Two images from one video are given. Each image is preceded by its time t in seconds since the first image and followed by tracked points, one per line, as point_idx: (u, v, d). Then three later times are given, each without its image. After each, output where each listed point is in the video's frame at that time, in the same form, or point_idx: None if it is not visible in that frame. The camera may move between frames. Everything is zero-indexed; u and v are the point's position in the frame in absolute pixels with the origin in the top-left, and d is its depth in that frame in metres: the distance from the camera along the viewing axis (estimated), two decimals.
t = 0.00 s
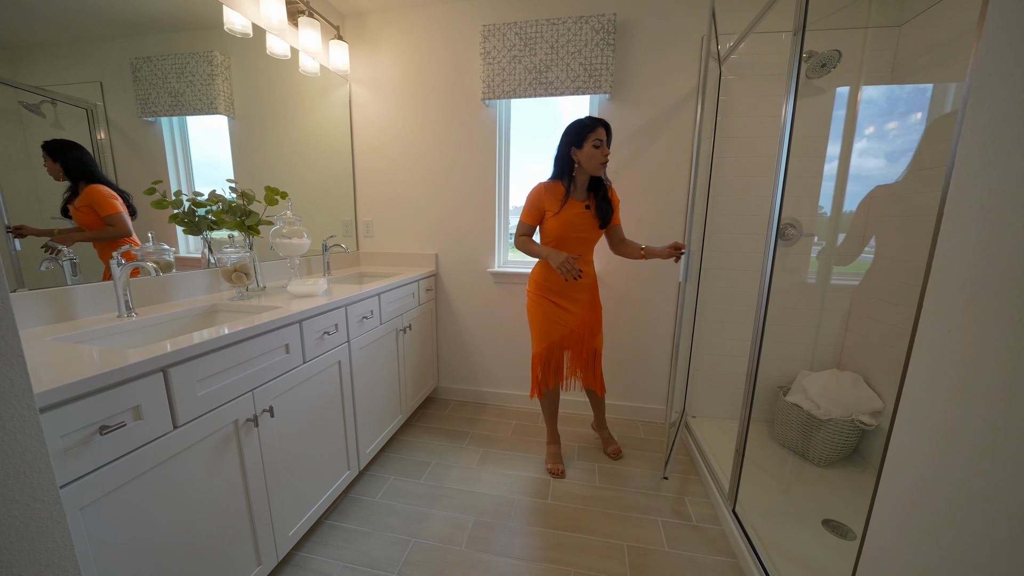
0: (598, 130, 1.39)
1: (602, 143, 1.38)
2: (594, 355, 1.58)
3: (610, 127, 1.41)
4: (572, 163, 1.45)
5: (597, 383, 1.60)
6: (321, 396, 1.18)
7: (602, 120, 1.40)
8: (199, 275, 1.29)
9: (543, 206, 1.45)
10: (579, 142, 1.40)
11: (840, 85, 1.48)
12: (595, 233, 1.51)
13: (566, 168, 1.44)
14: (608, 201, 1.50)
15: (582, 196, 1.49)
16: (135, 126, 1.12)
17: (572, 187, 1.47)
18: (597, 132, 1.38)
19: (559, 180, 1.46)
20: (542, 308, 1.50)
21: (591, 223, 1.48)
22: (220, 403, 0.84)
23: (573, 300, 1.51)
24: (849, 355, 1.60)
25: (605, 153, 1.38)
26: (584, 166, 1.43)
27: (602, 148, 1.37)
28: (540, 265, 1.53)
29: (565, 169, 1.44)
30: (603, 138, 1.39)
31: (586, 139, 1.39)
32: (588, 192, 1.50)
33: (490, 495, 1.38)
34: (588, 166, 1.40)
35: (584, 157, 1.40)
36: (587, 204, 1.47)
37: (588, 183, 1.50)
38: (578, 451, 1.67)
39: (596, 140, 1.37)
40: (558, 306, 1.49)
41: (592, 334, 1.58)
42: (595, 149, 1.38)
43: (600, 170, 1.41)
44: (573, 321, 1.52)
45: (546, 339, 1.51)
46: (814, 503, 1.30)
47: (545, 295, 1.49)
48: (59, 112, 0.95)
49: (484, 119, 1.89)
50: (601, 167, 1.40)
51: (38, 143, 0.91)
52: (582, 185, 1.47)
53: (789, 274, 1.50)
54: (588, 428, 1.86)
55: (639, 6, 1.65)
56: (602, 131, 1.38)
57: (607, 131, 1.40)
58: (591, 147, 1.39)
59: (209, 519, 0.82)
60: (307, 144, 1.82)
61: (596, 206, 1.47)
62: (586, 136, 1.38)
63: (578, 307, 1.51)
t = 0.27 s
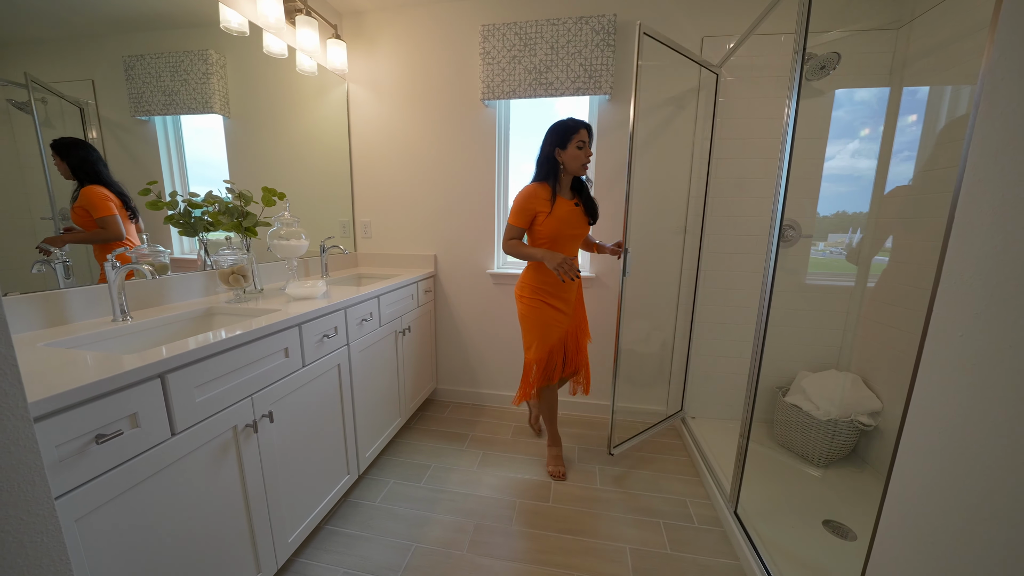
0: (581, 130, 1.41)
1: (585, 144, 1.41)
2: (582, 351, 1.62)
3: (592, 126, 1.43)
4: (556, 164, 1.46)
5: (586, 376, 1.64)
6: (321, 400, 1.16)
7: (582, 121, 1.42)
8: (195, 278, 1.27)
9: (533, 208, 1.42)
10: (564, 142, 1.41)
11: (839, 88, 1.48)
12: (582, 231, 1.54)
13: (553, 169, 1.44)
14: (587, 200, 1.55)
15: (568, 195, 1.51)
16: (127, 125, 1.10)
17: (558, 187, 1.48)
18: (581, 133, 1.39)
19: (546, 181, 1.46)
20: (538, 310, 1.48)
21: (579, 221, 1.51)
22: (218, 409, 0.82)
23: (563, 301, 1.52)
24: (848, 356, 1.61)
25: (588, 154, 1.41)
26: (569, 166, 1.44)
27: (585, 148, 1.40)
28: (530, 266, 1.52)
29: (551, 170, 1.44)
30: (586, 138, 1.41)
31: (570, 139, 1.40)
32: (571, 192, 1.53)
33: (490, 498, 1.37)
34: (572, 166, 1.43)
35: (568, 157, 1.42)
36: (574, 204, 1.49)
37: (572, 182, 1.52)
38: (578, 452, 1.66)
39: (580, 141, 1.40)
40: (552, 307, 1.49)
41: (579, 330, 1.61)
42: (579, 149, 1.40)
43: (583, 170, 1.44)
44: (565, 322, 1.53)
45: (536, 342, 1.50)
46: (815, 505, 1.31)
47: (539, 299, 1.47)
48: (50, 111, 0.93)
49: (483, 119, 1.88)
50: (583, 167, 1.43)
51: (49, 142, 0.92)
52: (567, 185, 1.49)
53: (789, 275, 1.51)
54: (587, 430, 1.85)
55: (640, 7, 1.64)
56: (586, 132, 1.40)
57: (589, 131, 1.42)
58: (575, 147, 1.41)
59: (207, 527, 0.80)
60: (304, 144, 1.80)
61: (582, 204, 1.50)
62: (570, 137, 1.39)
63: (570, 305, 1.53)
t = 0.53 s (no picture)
0: (563, 138, 1.44)
1: (567, 151, 1.45)
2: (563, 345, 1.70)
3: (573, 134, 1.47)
4: (540, 168, 1.48)
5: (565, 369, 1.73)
6: (321, 404, 1.15)
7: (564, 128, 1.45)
8: (191, 279, 1.24)
9: (525, 211, 1.42)
10: (548, 148, 1.43)
11: (837, 88, 1.50)
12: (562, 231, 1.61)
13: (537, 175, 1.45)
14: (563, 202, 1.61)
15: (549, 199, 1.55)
16: (117, 123, 1.06)
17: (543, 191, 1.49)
18: (564, 140, 1.43)
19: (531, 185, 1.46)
20: (528, 312, 1.51)
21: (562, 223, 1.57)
22: (217, 415, 0.80)
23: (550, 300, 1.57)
24: (847, 355, 1.62)
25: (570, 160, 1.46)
26: (551, 171, 1.48)
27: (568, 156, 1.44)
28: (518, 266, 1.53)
29: (536, 175, 1.46)
30: (567, 146, 1.45)
31: (553, 146, 1.43)
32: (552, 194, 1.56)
33: (492, 502, 1.36)
34: (555, 172, 1.46)
35: (552, 163, 1.45)
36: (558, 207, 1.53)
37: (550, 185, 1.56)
38: (579, 453, 1.65)
39: (563, 149, 1.44)
40: (542, 308, 1.52)
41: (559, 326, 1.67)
42: (561, 156, 1.44)
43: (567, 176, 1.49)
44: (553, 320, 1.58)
45: (526, 342, 1.54)
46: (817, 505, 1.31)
47: (534, 300, 1.50)
48: (36, 108, 0.89)
49: (482, 119, 1.86)
50: (566, 173, 1.47)
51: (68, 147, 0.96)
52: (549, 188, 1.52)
53: (788, 276, 1.51)
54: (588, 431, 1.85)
55: (639, 6, 1.64)
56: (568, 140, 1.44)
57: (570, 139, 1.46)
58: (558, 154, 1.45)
59: (206, 537, 0.78)
60: (300, 144, 1.77)
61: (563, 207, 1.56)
62: (554, 145, 1.41)
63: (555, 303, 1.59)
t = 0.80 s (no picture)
0: (542, 140, 1.45)
1: (545, 153, 1.46)
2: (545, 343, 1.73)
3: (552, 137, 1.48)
4: (519, 171, 1.48)
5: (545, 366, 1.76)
6: (318, 408, 1.13)
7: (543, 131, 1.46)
8: (183, 281, 1.22)
9: (510, 212, 1.42)
10: (526, 150, 1.44)
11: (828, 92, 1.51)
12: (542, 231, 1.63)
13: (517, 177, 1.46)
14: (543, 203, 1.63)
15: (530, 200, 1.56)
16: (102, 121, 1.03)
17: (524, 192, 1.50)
18: (542, 143, 1.44)
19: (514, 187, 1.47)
20: (513, 310, 1.52)
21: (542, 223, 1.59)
22: (213, 421, 0.78)
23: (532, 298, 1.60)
24: (841, 354, 1.64)
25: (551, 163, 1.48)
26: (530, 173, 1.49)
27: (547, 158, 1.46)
28: (502, 266, 1.53)
29: (517, 177, 1.46)
30: (547, 148, 1.46)
31: (532, 148, 1.44)
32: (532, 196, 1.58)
33: (491, 505, 1.35)
34: (534, 174, 1.47)
35: (531, 165, 1.46)
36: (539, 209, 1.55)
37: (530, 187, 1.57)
38: (578, 454, 1.65)
39: (541, 150, 1.45)
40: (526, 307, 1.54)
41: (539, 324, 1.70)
42: (540, 158, 1.45)
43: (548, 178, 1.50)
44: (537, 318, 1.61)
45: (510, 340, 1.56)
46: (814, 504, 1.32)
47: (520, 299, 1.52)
48: (18, 105, 0.85)
49: (478, 119, 1.85)
50: (545, 175, 1.48)
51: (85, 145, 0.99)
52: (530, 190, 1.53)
53: (784, 276, 1.53)
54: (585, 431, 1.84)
55: (637, 7, 1.64)
56: (548, 142, 1.45)
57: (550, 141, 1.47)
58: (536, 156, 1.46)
59: (202, 546, 0.77)
60: (294, 143, 1.75)
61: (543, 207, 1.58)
62: (533, 147, 1.42)
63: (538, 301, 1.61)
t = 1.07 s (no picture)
0: (525, 139, 1.45)
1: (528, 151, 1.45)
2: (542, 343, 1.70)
3: (537, 136, 1.46)
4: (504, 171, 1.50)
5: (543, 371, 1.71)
6: (314, 414, 1.11)
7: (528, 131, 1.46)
8: (173, 285, 1.19)
9: (495, 211, 1.43)
10: (508, 150, 1.45)
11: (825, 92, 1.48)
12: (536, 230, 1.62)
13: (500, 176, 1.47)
14: (538, 203, 1.60)
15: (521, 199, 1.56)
16: (90, 121, 1.00)
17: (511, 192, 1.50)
18: (524, 141, 1.44)
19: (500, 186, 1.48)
20: (504, 311, 1.51)
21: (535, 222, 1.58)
22: (206, 431, 0.76)
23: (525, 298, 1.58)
24: (836, 355, 1.65)
25: (535, 160, 1.45)
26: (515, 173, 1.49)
27: (530, 156, 1.44)
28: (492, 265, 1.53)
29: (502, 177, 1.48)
30: (529, 146, 1.45)
31: (514, 148, 1.45)
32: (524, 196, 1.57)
33: (490, 510, 1.34)
34: (517, 173, 1.46)
35: (514, 164, 1.46)
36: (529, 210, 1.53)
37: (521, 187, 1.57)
38: (576, 457, 1.64)
39: (523, 149, 1.44)
40: (518, 307, 1.52)
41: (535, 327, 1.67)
42: (522, 156, 1.44)
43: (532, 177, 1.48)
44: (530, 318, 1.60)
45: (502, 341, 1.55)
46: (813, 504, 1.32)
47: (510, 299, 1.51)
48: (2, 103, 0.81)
49: (474, 119, 1.84)
50: (528, 173, 1.46)
51: (82, 142, 0.99)
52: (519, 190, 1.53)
53: (781, 277, 1.53)
54: (583, 433, 1.84)
55: (633, 8, 1.63)
56: (530, 141, 1.44)
57: (534, 140, 1.46)
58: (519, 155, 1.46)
59: (195, 560, 0.74)
60: (287, 143, 1.72)
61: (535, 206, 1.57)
62: (514, 147, 1.43)
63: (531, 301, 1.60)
